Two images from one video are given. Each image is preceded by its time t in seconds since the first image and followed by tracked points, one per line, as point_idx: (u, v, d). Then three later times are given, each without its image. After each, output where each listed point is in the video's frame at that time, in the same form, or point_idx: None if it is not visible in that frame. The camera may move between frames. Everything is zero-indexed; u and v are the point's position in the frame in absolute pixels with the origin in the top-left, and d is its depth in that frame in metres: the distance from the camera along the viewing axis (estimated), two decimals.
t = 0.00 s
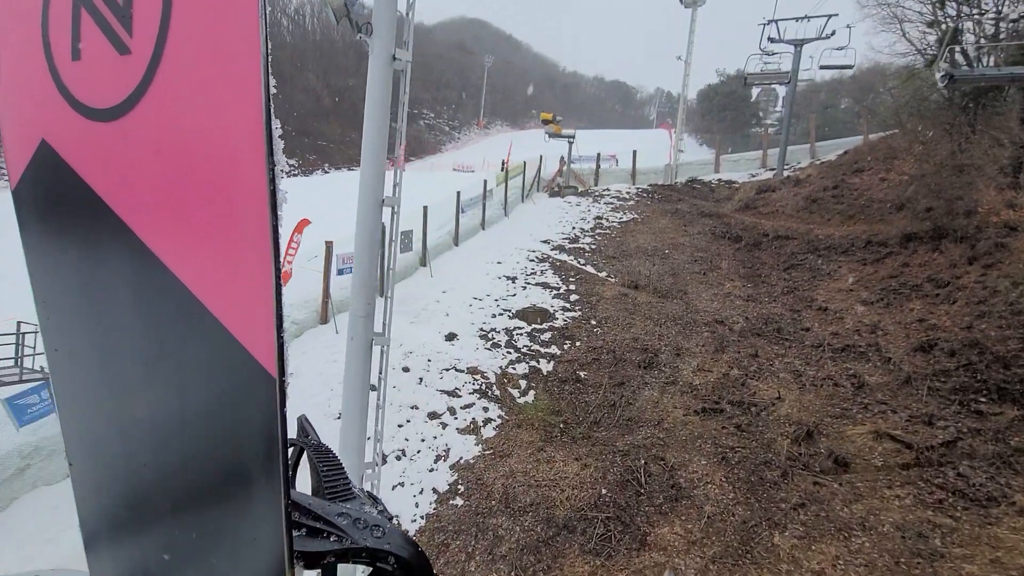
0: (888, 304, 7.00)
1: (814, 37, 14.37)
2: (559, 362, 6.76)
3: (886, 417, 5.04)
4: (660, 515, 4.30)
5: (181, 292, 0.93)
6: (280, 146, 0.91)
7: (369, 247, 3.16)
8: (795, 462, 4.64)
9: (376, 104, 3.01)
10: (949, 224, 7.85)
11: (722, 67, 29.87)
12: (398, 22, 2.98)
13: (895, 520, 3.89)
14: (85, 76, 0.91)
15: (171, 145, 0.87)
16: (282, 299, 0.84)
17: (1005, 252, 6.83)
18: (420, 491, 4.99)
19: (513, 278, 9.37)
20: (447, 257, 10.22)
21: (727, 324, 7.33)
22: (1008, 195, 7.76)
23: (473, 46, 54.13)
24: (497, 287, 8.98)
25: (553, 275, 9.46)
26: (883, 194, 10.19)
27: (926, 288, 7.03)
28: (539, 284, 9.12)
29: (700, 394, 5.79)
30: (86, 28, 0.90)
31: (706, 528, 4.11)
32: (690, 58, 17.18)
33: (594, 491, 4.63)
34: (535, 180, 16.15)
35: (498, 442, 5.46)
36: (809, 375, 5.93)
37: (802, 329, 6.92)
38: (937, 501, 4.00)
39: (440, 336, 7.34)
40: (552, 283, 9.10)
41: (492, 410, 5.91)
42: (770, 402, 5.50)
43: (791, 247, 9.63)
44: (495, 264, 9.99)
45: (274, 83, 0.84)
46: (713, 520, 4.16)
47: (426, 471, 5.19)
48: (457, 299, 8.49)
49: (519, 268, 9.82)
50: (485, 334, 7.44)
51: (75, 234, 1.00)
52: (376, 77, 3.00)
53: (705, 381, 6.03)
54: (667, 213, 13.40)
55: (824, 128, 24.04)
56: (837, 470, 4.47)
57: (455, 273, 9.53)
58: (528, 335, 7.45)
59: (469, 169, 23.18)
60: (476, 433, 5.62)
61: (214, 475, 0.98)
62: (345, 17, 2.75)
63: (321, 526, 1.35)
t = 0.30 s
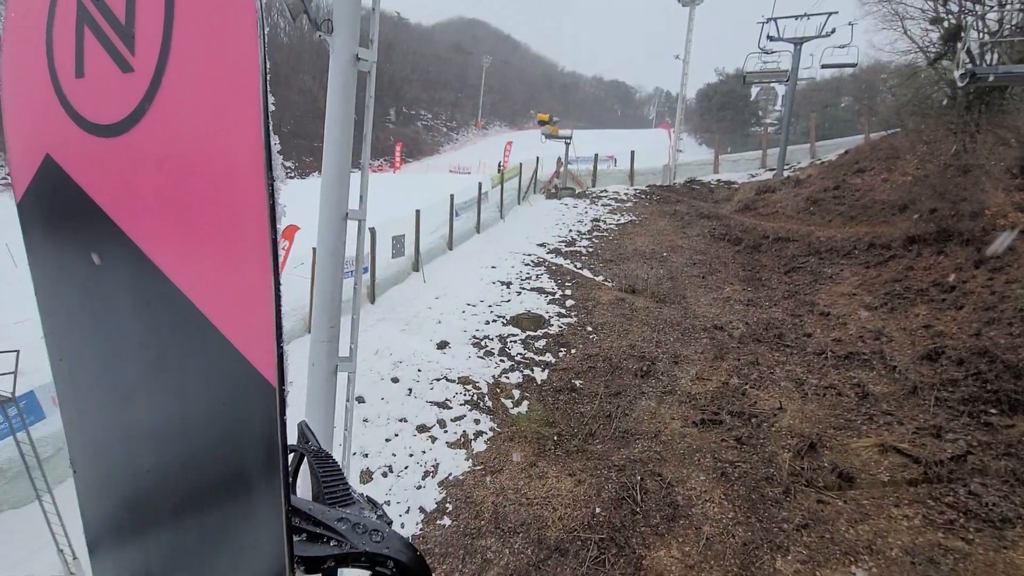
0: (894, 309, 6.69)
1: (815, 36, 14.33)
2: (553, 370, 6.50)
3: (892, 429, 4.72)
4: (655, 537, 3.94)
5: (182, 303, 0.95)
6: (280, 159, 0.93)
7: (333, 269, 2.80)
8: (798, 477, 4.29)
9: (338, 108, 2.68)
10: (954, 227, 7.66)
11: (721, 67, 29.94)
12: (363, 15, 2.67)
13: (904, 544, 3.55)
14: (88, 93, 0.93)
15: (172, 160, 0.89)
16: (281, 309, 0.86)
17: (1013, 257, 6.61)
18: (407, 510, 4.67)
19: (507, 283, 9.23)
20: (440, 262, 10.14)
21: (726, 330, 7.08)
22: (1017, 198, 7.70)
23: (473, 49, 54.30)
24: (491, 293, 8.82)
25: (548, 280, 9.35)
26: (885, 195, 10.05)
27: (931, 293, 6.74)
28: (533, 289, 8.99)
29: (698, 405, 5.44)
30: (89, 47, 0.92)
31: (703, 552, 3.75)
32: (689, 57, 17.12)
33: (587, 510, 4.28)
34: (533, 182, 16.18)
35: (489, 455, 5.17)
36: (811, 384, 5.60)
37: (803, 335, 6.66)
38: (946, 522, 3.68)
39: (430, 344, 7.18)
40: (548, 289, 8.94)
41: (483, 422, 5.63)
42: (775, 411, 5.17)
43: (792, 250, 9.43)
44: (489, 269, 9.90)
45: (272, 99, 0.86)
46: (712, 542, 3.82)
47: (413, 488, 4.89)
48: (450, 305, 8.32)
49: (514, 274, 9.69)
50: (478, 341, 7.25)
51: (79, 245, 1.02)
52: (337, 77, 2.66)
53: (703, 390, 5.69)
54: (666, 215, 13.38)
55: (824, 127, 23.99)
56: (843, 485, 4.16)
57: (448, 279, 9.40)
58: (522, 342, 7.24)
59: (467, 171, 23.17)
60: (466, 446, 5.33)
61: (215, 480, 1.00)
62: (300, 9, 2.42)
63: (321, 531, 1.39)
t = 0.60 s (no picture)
0: (898, 313, 6.18)
1: (815, 32, 14.18)
2: (547, 378, 5.98)
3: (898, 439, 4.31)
4: (651, 563, 3.53)
5: (179, 304, 0.94)
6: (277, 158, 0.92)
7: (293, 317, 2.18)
8: (801, 492, 3.91)
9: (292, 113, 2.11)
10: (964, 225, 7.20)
11: (719, 68, 29.80)
12: None
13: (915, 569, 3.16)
14: (82, 93, 0.92)
15: (168, 162, 0.88)
16: (278, 310, 0.86)
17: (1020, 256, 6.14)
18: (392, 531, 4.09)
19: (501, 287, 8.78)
20: (433, 267, 9.55)
21: (727, 334, 6.62)
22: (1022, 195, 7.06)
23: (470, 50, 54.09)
24: (484, 297, 8.35)
25: (544, 283, 8.91)
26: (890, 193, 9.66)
27: (939, 295, 6.23)
28: (528, 293, 8.54)
29: (697, 415, 5.01)
30: (82, 47, 0.91)
31: None
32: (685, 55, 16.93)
33: (580, 530, 3.85)
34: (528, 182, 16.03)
35: (482, 470, 4.62)
36: (814, 392, 5.17)
37: (806, 340, 6.20)
38: (958, 543, 3.28)
39: (421, 350, 6.60)
40: (543, 292, 8.49)
41: (476, 434, 5.09)
42: (775, 420, 4.78)
43: (795, 250, 8.98)
44: (484, 273, 9.47)
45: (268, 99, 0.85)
46: (711, 566, 3.44)
47: (399, 506, 4.31)
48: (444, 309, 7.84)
49: (508, 277, 9.28)
50: (471, 347, 6.72)
51: (75, 247, 1.01)
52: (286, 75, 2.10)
53: (701, 400, 5.25)
54: (665, 216, 13.15)
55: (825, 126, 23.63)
56: (847, 500, 3.80)
57: (440, 283, 8.90)
58: (516, 348, 6.70)
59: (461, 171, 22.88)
60: (455, 460, 4.77)
61: (214, 481, 0.99)
62: None
63: (322, 533, 1.39)
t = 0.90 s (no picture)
0: (904, 321, 6.01)
1: (814, 30, 14.13)
2: (541, 387, 5.83)
3: (903, 454, 4.17)
4: None
5: (179, 305, 0.93)
6: (276, 158, 0.92)
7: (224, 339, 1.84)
8: (802, 510, 3.78)
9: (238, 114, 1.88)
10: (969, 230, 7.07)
11: (719, 66, 29.63)
12: None
13: None
14: (82, 94, 0.92)
15: (168, 163, 0.88)
16: (278, 312, 0.86)
17: None
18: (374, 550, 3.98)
19: (496, 291, 8.64)
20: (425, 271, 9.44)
21: (726, 340, 6.46)
22: None
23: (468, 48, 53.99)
24: (477, 301, 8.20)
25: (539, 287, 8.74)
26: (891, 195, 9.54)
27: (943, 302, 6.09)
28: (523, 297, 8.37)
29: (694, 426, 4.90)
30: (82, 48, 0.90)
31: None
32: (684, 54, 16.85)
33: (572, 550, 3.73)
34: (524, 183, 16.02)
35: (471, 484, 4.50)
36: (814, 403, 5.01)
37: (807, 347, 6.04)
38: (969, 568, 3.14)
39: (411, 358, 6.49)
40: (538, 296, 8.34)
41: (466, 447, 4.95)
42: (776, 433, 4.65)
43: (794, 253, 8.80)
44: (477, 276, 9.30)
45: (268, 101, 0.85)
46: None
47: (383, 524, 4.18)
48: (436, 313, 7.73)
49: (503, 280, 9.14)
50: (461, 354, 6.58)
51: (76, 249, 1.00)
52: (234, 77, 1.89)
53: (700, 410, 5.13)
54: (663, 216, 13.10)
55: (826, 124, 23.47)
56: (853, 518, 3.67)
57: (433, 287, 8.76)
58: (509, 355, 6.58)
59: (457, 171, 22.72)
60: (444, 475, 4.64)
61: (213, 484, 0.99)
62: None
63: (323, 535, 1.39)
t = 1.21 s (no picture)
0: (909, 329, 5.70)
1: (814, 29, 14.07)
2: (532, 396, 5.69)
3: (907, 471, 3.89)
4: None
5: (185, 303, 0.94)
6: (281, 154, 0.92)
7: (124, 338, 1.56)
8: (804, 531, 3.56)
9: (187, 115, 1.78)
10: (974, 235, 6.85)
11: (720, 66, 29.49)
12: None
13: None
14: (86, 93, 0.92)
15: (174, 160, 0.88)
16: (286, 308, 0.86)
17: None
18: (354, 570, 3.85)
19: (489, 296, 8.48)
20: (417, 274, 9.42)
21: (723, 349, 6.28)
22: None
23: (467, 48, 53.92)
24: (470, 307, 8.04)
25: (534, 293, 8.55)
26: (893, 197, 9.39)
27: (949, 309, 5.75)
28: (516, 302, 8.21)
29: (691, 438, 4.70)
30: (86, 46, 0.91)
31: None
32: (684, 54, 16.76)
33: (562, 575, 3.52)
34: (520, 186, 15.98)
35: (460, 501, 4.33)
36: (816, 416, 4.74)
37: (808, 354, 5.79)
38: None
39: (401, 367, 6.37)
40: (532, 302, 8.14)
41: (455, 461, 4.79)
42: (777, 446, 4.43)
43: (795, 256, 8.66)
44: (471, 281, 9.13)
45: (274, 98, 0.85)
46: None
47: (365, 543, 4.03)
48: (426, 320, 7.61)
49: (496, 284, 8.98)
50: (452, 362, 6.47)
51: (81, 248, 1.01)
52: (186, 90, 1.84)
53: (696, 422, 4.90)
54: (661, 219, 13.03)
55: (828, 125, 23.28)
56: (858, 541, 3.41)
57: (427, 292, 8.68)
58: (500, 363, 6.43)
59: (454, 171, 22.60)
60: (431, 490, 4.48)
61: (220, 481, 0.99)
62: None
63: (328, 531, 1.38)
